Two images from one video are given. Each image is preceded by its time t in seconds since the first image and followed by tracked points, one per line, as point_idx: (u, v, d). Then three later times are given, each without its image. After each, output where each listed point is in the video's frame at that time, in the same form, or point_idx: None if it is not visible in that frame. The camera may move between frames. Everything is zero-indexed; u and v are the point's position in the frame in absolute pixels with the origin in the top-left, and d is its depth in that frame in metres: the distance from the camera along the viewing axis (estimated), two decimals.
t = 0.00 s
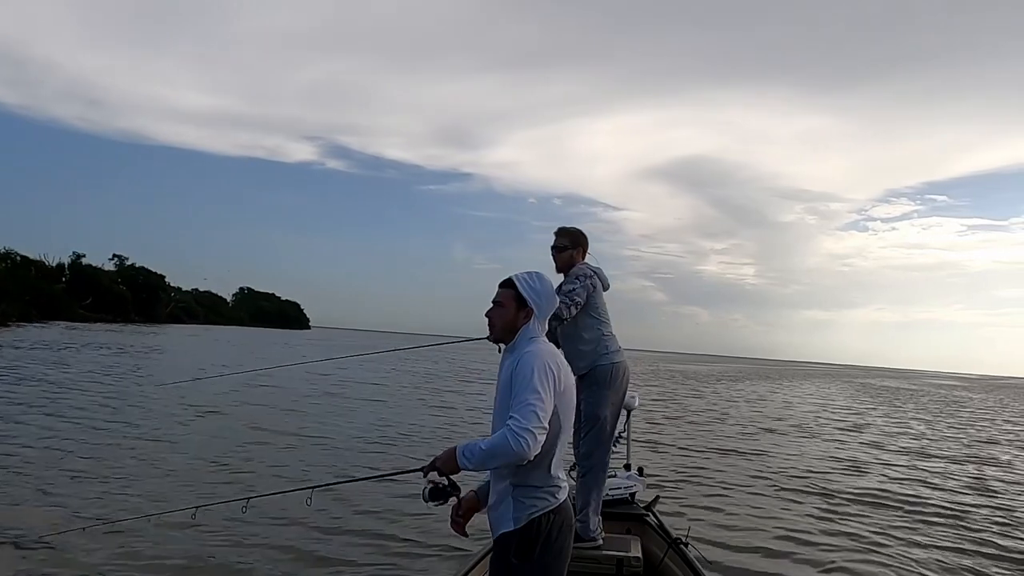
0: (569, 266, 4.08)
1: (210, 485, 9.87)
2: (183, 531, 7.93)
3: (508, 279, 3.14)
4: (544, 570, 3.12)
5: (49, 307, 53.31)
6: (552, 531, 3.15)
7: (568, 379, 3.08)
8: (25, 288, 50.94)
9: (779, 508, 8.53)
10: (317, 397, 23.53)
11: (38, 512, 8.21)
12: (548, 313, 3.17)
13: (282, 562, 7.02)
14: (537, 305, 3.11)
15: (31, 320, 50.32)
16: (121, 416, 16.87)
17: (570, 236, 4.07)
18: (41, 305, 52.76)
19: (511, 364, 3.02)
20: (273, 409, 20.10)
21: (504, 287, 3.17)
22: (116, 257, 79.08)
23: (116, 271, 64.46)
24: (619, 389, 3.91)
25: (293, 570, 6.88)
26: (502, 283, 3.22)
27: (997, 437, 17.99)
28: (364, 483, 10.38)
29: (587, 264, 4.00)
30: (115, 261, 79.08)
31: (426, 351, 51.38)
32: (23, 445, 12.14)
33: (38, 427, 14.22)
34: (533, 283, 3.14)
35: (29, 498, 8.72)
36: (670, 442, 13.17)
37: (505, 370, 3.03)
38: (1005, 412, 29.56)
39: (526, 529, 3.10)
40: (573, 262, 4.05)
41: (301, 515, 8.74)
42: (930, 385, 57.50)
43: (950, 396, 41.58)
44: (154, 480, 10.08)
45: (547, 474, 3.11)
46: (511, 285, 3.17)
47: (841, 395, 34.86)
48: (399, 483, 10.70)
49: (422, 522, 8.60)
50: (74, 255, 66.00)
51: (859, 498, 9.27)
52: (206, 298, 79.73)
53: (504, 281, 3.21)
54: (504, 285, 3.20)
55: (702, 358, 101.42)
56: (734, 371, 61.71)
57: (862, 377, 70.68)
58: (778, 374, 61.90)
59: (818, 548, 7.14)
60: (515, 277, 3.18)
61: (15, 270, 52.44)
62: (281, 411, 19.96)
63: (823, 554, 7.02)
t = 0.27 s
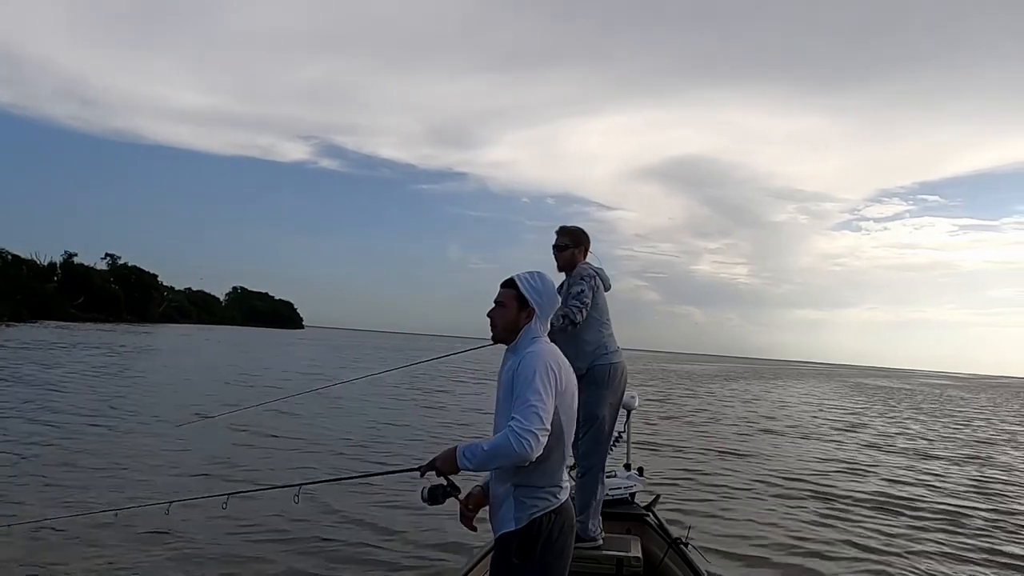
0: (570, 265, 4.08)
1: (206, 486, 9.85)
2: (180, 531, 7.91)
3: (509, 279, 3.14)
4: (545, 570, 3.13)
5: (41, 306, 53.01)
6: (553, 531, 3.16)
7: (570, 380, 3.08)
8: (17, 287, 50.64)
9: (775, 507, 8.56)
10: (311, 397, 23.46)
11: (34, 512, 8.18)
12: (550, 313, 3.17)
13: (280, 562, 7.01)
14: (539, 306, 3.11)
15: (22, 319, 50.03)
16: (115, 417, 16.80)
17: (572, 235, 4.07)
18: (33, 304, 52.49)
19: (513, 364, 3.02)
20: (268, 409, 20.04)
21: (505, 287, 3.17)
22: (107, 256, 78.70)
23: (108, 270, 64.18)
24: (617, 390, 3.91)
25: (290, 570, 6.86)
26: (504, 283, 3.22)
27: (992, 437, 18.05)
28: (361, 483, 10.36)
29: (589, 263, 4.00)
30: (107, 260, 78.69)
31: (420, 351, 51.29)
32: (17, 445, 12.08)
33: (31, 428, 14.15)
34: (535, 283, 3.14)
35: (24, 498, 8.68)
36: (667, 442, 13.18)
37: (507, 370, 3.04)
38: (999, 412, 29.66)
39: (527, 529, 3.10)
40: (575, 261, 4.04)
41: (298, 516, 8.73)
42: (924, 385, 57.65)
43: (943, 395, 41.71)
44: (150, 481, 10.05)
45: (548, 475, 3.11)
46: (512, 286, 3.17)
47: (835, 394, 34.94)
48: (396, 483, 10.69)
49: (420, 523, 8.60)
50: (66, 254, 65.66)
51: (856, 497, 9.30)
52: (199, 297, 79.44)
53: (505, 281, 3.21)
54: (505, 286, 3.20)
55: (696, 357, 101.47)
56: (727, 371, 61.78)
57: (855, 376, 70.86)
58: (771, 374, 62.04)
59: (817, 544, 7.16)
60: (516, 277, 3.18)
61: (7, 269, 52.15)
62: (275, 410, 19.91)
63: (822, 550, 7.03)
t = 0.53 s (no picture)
0: (570, 265, 4.08)
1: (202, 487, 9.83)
2: (177, 533, 7.90)
3: (510, 279, 3.14)
4: (546, 570, 3.12)
5: (33, 306, 52.80)
6: (554, 531, 3.16)
7: (571, 379, 3.07)
8: (9, 287, 50.40)
9: (773, 508, 8.56)
10: (306, 398, 23.43)
11: (30, 514, 8.16)
12: (550, 313, 3.16)
13: (278, 565, 7.00)
14: (539, 305, 3.11)
15: (15, 320, 49.82)
16: (110, 417, 16.76)
17: (572, 235, 4.07)
18: (25, 304, 52.31)
19: (514, 364, 3.02)
20: (264, 410, 20.01)
21: (506, 287, 3.17)
22: (100, 256, 78.41)
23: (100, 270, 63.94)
24: (616, 390, 3.90)
25: (288, 572, 6.86)
26: (504, 283, 3.22)
27: (987, 436, 18.11)
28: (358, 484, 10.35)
29: (589, 264, 4.00)
30: (99, 260, 78.40)
31: (415, 351, 51.24)
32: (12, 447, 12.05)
33: (26, 429, 14.11)
34: (536, 283, 3.14)
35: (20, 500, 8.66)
36: (663, 441, 13.20)
37: (508, 370, 3.04)
38: (993, 411, 29.77)
39: (529, 529, 3.10)
40: (575, 261, 4.04)
41: (295, 517, 8.72)
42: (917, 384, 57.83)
43: (937, 394, 41.86)
44: (146, 482, 10.03)
45: (549, 474, 3.11)
46: (512, 286, 3.17)
47: (830, 394, 35.03)
48: (393, 484, 10.68)
49: (417, 524, 8.59)
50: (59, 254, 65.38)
51: (852, 498, 9.32)
52: (193, 297, 79.24)
53: (506, 281, 3.21)
54: (506, 286, 3.20)
55: (690, 357, 101.63)
56: (722, 370, 61.89)
57: (849, 375, 71.10)
58: (765, 373, 62.18)
59: (817, 548, 7.16)
60: (517, 276, 3.17)
61: None
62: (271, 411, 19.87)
63: (821, 553, 7.04)
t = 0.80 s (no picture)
0: (570, 265, 4.07)
1: (199, 493, 9.80)
2: (174, 540, 7.88)
3: (507, 279, 3.13)
4: (546, 571, 3.12)
5: (25, 308, 52.55)
6: (553, 531, 3.15)
7: (571, 379, 3.06)
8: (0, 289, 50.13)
9: (769, 508, 8.60)
10: (302, 399, 23.38)
11: (26, 523, 8.14)
12: (549, 312, 3.15)
13: (275, 572, 7.00)
14: (537, 305, 3.10)
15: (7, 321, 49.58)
16: (105, 420, 16.70)
17: (571, 235, 4.06)
18: (17, 306, 52.09)
19: (512, 365, 3.02)
20: (259, 412, 19.96)
21: (504, 287, 3.17)
22: (93, 258, 78.10)
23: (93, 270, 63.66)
24: (616, 390, 3.89)
25: None
26: (503, 284, 3.22)
27: (982, 435, 18.18)
28: (355, 487, 10.33)
29: (588, 263, 3.99)
30: (92, 261, 78.09)
31: (410, 351, 51.19)
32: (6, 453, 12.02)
33: (20, 434, 14.07)
34: (533, 282, 3.12)
35: (16, 509, 8.64)
36: (661, 442, 13.20)
37: (508, 370, 3.03)
38: (988, 409, 29.87)
39: (528, 529, 3.09)
40: (574, 261, 4.04)
41: (293, 522, 8.70)
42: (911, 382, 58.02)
43: (932, 392, 41.92)
44: (142, 488, 10.00)
45: (548, 475, 3.10)
46: (510, 286, 3.17)
47: (825, 392, 35.04)
48: (390, 487, 10.66)
49: (415, 527, 8.58)
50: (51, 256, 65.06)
51: (849, 497, 9.35)
52: (186, 297, 79.01)
53: (504, 281, 3.20)
54: (505, 285, 3.19)
55: (685, 356, 101.81)
56: (718, 369, 61.95)
57: (843, 374, 71.32)
58: (761, 371, 62.27)
59: (816, 545, 7.17)
60: (515, 277, 3.16)
61: None
62: (266, 413, 19.82)
63: (820, 550, 7.05)
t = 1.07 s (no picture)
0: (572, 265, 4.08)
1: (195, 492, 9.78)
2: (171, 539, 7.86)
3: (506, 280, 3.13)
4: (547, 571, 3.11)
5: (17, 307, 52.28)
6: (553, 530, 3.14)
7: (572, 379, 3.06)
8: None
9: (766, 510, 8.61)
10: (297, 399, 23.36)
11: (21, 521, 8.11)
12: (549, 312, 3.15)
13: (273, 571, 6.99)
14: (537, 305, 3.09)
15: None
16: (100, 419, 16.66)
17: (573, 235, 4.07)
18: (10, 305, 51.90)
19: (513, 365, 3.02)
20: (254, 412, 19.93)
21: (503, 288, 3.17)
22: (86, 256, 77.74)
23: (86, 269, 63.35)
24: (616, 390, 3.89)
25: None
26: (503, 284, 3.23)
27: (976, 435, 18.24)
28: (352, 488, 10.31)
29: (589, 264, 3.99)
30: (85, 260, 77.73)
31: (404, 351, 51.16)
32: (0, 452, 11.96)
33: (14, 434, 14.00)
34: (532, 282, 3.12)
35: (11, 508, 8.60)
36: (657, 443, 13.21)
37: (508, 371, 3.03)
38: (981, 409, 29.98)
39: (528, 529, 3.08)
40: (575, 261, 4.05)
41: (290, 523, 8.69)
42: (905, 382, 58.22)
43: (926, 393, 41.98)
44: (138, 487, 9.98)
45: (549, 475, 3.09)
46: (509, 286, 3.17)
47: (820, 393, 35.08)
48: (386, 487, 10.65)
49: (412, 528, 8.57)
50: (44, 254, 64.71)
51: (846, 499, 9.37)
52: (180, 296, 78.80)
53: (504, 282, 3.20)
54: (504, 287, 3.20)
55: (679, 356, 101.96)
56: (712, 369, 61.99)
57: (837, 374, 71.55)
58: (755, 372, 62.35)
59: (811, 548, 7.19)
60: (514, 278, 3.16)
61: None
62: (262, 413, 19.80)
63: (816, 554, 7.06)
